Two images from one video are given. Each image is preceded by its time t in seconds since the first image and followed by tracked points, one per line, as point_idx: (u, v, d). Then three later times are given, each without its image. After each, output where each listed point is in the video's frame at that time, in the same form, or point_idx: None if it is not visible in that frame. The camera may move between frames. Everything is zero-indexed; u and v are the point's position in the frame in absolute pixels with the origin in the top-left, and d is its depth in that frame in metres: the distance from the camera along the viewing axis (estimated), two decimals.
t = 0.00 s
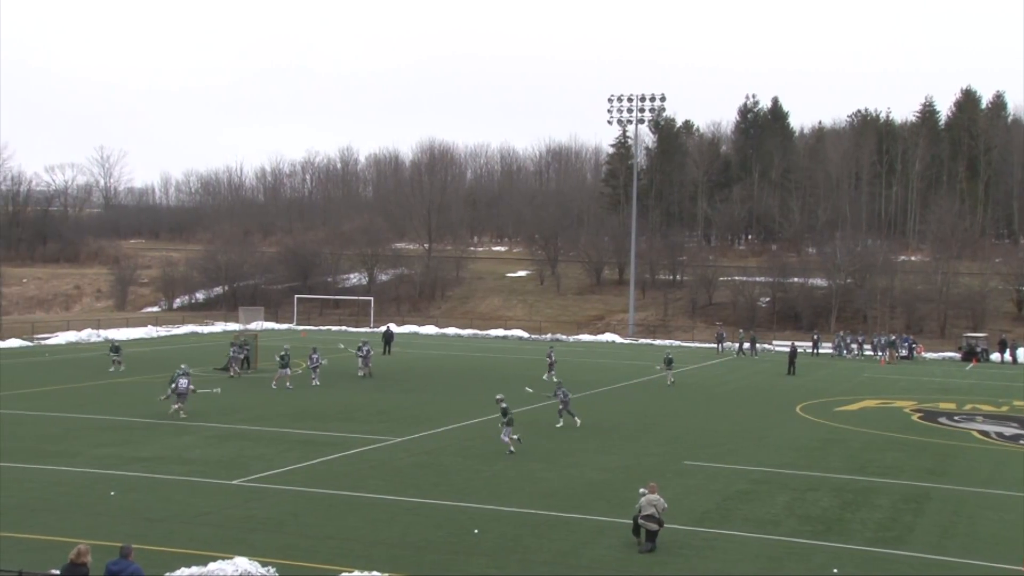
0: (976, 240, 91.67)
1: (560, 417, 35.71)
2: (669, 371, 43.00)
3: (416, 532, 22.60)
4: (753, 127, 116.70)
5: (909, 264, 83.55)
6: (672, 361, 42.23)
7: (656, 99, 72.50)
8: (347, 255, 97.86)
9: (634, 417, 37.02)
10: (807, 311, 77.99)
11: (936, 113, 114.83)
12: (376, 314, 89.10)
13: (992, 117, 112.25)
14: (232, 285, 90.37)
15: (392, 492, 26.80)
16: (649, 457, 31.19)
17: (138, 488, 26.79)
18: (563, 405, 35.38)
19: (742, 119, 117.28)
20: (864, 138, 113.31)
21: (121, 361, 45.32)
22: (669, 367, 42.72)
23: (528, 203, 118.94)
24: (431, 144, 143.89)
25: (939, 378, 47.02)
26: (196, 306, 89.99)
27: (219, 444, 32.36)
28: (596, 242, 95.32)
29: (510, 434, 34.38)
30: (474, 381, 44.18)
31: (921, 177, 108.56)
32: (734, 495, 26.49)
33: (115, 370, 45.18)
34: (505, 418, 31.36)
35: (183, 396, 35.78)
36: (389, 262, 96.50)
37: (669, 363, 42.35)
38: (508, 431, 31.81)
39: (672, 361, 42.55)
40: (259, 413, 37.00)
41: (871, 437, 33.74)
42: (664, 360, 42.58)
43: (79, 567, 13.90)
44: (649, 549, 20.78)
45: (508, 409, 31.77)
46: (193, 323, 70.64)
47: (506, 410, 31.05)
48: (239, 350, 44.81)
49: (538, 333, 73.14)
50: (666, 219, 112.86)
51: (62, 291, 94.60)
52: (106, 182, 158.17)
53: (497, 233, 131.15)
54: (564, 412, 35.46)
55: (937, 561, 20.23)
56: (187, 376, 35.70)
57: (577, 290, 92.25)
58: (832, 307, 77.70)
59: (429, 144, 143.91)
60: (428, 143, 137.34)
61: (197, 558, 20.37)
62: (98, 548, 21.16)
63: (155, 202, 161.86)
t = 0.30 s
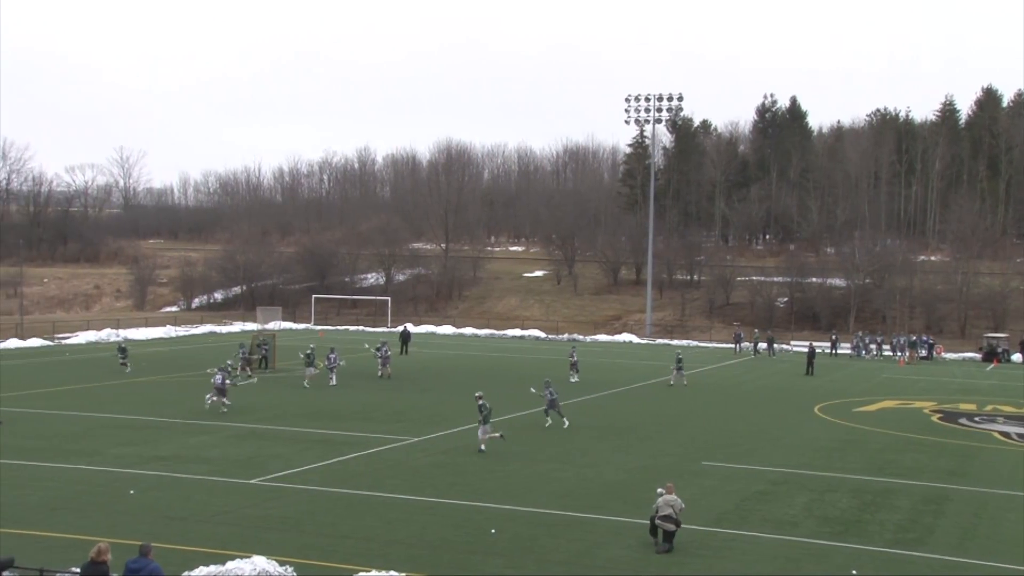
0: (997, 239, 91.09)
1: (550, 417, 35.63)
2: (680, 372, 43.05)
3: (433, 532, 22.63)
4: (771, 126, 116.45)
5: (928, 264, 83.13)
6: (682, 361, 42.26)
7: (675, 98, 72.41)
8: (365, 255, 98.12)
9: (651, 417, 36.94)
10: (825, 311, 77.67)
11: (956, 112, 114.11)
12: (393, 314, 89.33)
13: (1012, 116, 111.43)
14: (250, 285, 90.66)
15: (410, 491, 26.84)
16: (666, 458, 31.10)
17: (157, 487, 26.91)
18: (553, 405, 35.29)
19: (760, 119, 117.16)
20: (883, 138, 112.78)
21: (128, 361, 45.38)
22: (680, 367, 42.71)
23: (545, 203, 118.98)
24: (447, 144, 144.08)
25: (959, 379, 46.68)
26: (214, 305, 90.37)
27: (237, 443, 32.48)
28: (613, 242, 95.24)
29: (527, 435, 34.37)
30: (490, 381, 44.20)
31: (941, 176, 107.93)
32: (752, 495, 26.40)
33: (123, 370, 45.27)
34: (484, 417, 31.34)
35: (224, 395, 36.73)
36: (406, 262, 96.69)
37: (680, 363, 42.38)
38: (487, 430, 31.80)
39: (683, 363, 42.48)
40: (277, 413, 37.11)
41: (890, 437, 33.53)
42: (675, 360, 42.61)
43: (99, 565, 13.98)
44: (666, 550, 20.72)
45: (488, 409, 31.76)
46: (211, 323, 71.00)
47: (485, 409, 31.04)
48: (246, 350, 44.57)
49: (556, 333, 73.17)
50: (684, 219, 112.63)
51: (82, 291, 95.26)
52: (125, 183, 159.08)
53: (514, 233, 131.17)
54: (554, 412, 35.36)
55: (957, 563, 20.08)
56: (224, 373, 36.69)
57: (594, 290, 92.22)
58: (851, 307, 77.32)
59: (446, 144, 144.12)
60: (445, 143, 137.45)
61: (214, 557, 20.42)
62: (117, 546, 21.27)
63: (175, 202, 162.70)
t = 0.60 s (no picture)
0: (1010, 240, 90.72)
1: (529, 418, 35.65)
2: (683, 372, 43.02)
3: (443, 532, 22.67)
4: (782, 127, 116.38)
5: (940, 265, 82.84)
6: (684, 361, 42.22)
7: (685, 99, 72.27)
8: (375, 255, 98.28)
9: (661, 418, 36.95)
10: (837, 312, 77.46)
11: (969, 112, 113.76)
12: (404, 314, 89.44)
13: None
14: (261, 286, 90.86)
15: (420, 491, 26.89)
16: (677, 459, 31.07)
17: (169, 487, 27.01)
18: (531, 407, 35.31)
19: (771, 119, 117.13)
20: (895, 138, 112.61)
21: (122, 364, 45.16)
22: (683, 367, 42.66)
23: (555, 204, 118.96)
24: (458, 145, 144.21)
25: (971, 380, 46.49)
26: (225, 306, 90.55)
27: (248, 444, 32.57)
28: (624, 243, 95.25)
29: (537, 435, 34.36)
30: (501, 382, 44.25)
31: (953, 176, 107.57)
32: (762, 497, 26.35)
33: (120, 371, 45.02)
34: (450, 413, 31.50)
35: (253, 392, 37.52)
36: (417, 263, 96.86)
37: (683, 363, 42.33)
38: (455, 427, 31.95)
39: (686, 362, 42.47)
40: (287, 413, 37.22)
41: (902, 439, 33.44)
42: (677, 360, 42.59)
43: (112, 565, 14.05)
44: (677, 551, 20.71)
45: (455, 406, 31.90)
46: (222, 324, 71.18)
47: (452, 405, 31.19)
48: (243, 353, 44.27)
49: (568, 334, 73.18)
50: (695, 220, 112.48)
51: (94, 291, 95.65)
52: (138, 184, 159.67)
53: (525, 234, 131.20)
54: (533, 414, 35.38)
55: (968, 566, 20.02)
56: (256, 370, 37.53)
57: (605, 291, 92.15)
58: (862, 307, 77.02)
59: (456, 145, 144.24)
60: (456, 143, 137.54)
61: (225, 557, 20.48)
62: (129, 545, 21.38)
63: (186, 203, 163.23)
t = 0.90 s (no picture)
0: None
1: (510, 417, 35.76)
2: (689, 374, 42.91)
3: (455, 533, 22.68)
4: (795, 128, 116.25)
5: (955, 267, 82.53)
6: (691, 363, 42.11)
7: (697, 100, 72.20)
8: (387, 257, 98.48)
9: (673, 420, 36.92)
10: (850, 314, 77.22)
11: (983, 113, 113.26)
12: (416, 316, 89.61)
13: None
14: (274, 287, 91.19)
15: (433, 493, 26.91)
16: (689, 461, 31.01)
17: (182, 488, 27.10)
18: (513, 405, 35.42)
19: (784, 121, 117.08)
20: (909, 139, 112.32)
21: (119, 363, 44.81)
22: (689, 369, 42.56)
23: (568, 205, 119.03)
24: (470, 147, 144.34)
25: (987, 383, 46.20)
26: (239, 307, 90.80)
27: (261, 445, 32.67)
28: (636, 244, 95.25)
29: (549, 437, 34.34)
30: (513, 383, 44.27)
31: (968, 178, 107.15)
32: (775, 499, 26.27)
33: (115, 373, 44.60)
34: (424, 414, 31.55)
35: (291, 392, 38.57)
36: (429, 265, 97.09)
37: (689, 364, 42.22)
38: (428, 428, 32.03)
39: (692, 364, 42.38)
40: (300, 414, 37.30)
41: (916, 441, 33.30)
42: (684, 363, 42.49)
43: (126, 565, 14.11)
44: (690, 553, 20.68)
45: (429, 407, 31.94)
46: (235, 325, 71.40)
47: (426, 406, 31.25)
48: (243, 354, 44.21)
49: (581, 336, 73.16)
50: (707, 221, 112.42)
51: (108, 292, 96.16)
52: (151, 185, 160.48)
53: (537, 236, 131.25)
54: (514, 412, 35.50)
55: (983, 569, 19.90)
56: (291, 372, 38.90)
57: (617, 293, 92.13)
58: (876, 309, 76.71)
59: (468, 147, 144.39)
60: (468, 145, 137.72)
61: (239, 558, 20.56)
62: (142, 545, 21.45)
63: (199, 205, 163.71)
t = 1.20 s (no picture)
0: None
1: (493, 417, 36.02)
2: (700, 375, 42.74)
3: (472, 534, 22.69)
4: (812, 129, 115.98)
5: (974, 267, 82.01)
6: (702, 364, 41.97)
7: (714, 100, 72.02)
8: (404, 257, 98.64)
9: (689, 420, 36.84)
10: (867, 314, 76.85)
11: (1003, 113, 112.52)
12: (432, 317, 89.72)
13: None
14: (290, 287, 91.47)
15: (449, 493, 26.91)
16: (705, 462, 30.92)
17: (199, 488, 27.21)
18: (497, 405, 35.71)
19: (801, 121, 116.84)
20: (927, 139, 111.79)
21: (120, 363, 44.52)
22: (700, 370, 42.44)
23: (583, 205, 118.99)
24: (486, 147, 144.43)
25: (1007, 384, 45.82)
26: (256, 307, 91.02)
27: (278, 445, 32.76)
28: (653, 245, 95.21)
29: (565, 438, 34.29)
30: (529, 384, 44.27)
31: (987, 178, 106.48)
32: (792, 500, 26.19)
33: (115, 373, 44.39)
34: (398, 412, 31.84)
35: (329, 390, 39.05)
36: (445, 265, 97.34)
37: (700, 365, 42.11)
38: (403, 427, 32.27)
39: (703, 365, 42.27)
40: (316, 414, 37.40)
41: (934, 443, 33.09)
42: (695, 363, 42.34)
43: (144, 564, 14.16)
44: (707, 554, 20.62)
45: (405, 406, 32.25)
46: (252, 325, 71.61)
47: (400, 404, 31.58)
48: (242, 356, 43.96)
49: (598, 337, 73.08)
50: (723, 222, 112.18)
51: (126, 292, 96.73)
52: (169, 186, 161.26)
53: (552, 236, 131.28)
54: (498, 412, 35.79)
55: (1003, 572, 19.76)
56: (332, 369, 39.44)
57: (633, 293, 91.98)
58: (894, 309, 76.25)
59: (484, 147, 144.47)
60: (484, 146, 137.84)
61: (255, 557, 20.62)
62: (160, 544, 21.54)
63: (216, 206, 164.51)
